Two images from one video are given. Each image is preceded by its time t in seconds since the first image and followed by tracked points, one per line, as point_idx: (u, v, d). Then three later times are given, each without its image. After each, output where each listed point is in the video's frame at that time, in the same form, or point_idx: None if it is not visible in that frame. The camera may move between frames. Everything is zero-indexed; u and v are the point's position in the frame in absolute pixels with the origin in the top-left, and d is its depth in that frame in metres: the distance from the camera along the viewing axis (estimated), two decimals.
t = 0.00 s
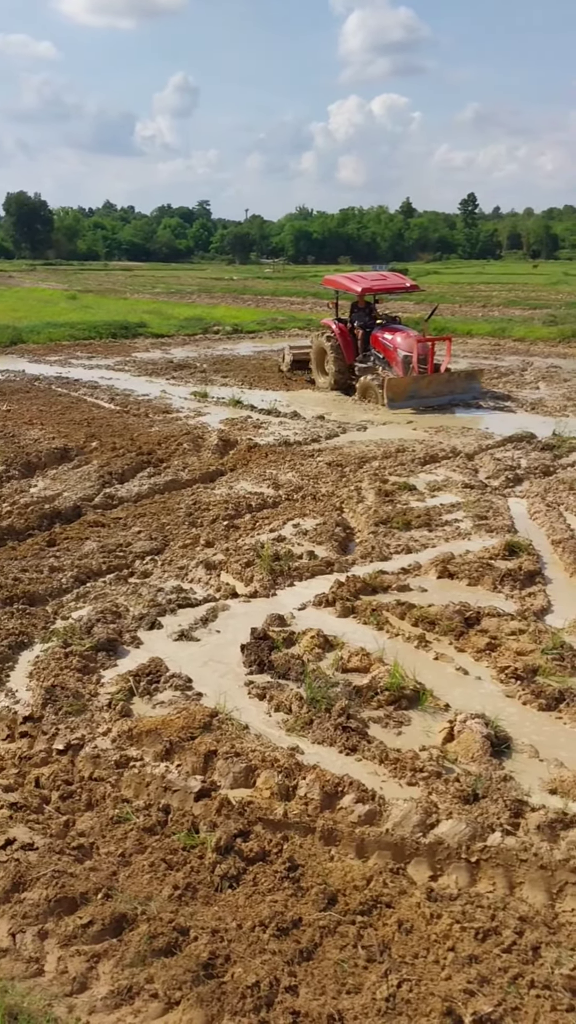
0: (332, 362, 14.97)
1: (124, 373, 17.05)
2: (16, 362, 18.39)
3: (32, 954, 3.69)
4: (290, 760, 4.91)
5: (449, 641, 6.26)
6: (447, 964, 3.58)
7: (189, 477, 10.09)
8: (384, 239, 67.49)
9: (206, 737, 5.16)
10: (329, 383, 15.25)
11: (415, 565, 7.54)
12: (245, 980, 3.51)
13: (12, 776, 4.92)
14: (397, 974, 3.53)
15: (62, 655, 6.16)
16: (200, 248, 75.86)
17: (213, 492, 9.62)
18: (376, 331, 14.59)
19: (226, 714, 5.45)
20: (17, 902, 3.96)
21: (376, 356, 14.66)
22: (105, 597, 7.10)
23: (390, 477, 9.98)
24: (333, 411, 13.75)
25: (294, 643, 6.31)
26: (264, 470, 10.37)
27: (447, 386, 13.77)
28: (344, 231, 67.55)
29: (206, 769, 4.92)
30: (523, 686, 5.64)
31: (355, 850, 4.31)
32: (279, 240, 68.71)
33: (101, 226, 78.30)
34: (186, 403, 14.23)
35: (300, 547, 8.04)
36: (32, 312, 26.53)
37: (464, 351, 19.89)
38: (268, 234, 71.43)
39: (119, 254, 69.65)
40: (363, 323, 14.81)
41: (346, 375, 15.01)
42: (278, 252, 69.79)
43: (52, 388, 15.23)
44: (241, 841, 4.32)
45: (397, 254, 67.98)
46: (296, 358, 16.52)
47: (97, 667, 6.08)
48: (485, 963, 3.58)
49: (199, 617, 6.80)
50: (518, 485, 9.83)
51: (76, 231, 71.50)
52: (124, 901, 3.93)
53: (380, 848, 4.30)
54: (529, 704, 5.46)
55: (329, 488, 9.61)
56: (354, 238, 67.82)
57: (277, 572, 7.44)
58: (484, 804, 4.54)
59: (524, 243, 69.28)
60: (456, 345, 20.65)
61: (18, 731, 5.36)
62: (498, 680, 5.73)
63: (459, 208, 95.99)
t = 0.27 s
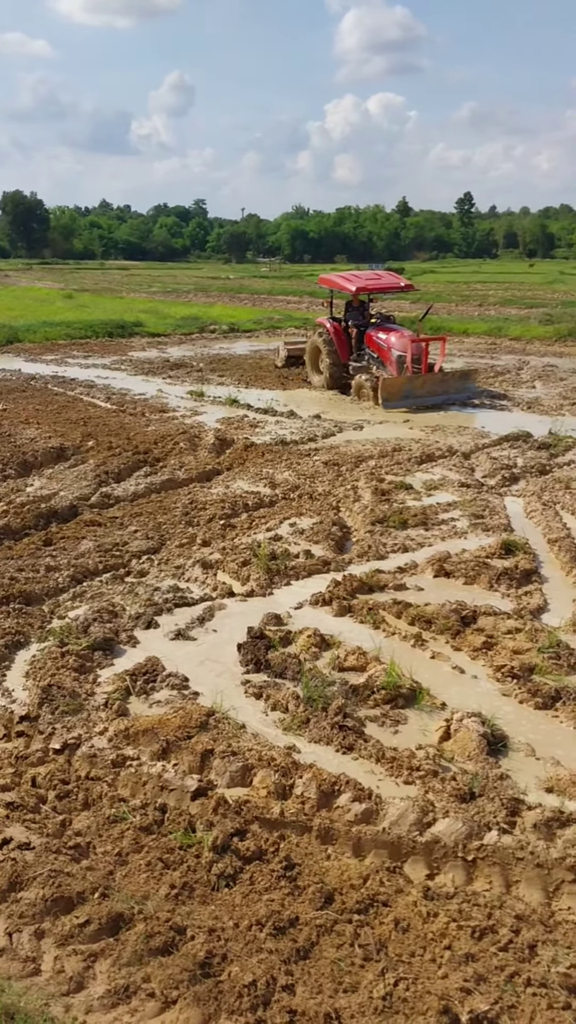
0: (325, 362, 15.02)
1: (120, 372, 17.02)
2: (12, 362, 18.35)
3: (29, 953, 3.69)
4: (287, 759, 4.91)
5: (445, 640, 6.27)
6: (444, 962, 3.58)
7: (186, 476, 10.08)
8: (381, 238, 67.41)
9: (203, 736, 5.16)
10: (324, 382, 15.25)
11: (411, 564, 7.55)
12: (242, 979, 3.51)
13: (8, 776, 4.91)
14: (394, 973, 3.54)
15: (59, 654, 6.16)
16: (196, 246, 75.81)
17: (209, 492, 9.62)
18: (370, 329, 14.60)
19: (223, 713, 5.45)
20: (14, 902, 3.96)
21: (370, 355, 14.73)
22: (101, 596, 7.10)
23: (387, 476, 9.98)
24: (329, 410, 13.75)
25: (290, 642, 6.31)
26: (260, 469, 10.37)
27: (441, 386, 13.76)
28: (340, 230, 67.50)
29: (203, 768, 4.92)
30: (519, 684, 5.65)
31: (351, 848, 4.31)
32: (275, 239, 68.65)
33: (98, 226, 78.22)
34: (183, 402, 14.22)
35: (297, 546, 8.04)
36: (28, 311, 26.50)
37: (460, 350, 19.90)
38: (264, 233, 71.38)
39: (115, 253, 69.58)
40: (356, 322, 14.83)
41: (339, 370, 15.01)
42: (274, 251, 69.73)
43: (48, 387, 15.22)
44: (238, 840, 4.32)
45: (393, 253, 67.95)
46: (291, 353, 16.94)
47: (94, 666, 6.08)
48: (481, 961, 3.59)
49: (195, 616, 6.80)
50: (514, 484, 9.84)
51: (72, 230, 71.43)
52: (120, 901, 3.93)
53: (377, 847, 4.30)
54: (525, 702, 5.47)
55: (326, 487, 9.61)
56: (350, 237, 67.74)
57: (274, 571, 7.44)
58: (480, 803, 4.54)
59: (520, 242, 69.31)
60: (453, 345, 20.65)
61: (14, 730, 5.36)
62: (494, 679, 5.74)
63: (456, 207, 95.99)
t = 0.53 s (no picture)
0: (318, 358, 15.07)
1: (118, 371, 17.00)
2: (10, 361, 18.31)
3: (27, 951, 3.69)
4: (285, 758, 4.91)
5: (443, 639, 6.27)
6: (442, 960, 3.58)
7: (184, 475, 10.08)
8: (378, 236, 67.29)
9: (201, 734, 5.17)
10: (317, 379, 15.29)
11: (410, 563, 7.55)
12: (239, 977, 3.51)
13: (6, 774, 4.92)
14: (392, 971, 3.54)
15: (57, 653, 6.16)
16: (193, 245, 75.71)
17: (207, 490, 9.62)
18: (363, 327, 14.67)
19: (221, 712, 5.45)
20: (12, 901, 3.96)
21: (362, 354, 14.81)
22: (99, 595, 7.10)
23: (384, 475, 9.99)
24: (327, 409, 13.72)
25: (288, 640, 6.31)
26: (258, 468, 10.38)
27: (431, 385, 13.75)
28: (337, 229, 67.43)
29: (201, 766, 4.92)
30: (517, 682, 5.66)
31: (349, 847, 4.32)
32: (273, 238, 68.58)
33: (95, 224, 78.15)
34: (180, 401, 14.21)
35: (294, 545, 8.04)
36: (26, 309, 26.51)
37: (458, 348, 19.89)
38: (262, 231, 71.31)
39: (113, 251, 69.55)
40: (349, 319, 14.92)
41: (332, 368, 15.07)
42: (272, 250, 69.68)
43: (46, 386, 15.21)
44: (236, 839, 4.33)
45: (391, 252, 67.89)
46: (284, 347, 17.49)
47: (92, 664, 6.08)
48: (479, 959, 3.59)
49: (194, 615, 6.80)
50: (512, 482, 9.84)
51: (70, 228, 71.32)
52: (118, 900, 3.93)
53: (375, 845, 4.30)
54: (523, 701, 5.47)
55: (323, 486, 9.61)
56: (347, 236, 67.62)
57: (272, 570, 7.44)
58: (479, 801, 4.55)
59: (517, 241, 69.28)
60: (449, 343, 20.65)
61: (12, 729, 5.36)
62: (492, 677, 5.74)
63: (454, 205, 95.95)
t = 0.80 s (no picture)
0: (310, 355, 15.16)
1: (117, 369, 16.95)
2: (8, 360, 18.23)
3: (26, 950, 3.69)
4: (284, 756, 4.91)
5: (442, 637, 6.27)
6: (441, 958, 3.59)
7: (182, 473, 10.07)
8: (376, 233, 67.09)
9: (200, 732, 5.17)
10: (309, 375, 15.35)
11: (408, 560, 7.55)
12: (238, 975, 3.51)
13: (5, 772, 4.92)
14: (391, 968, 3.54)
15: (56, 651, 6.15)
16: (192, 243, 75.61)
17: (206, 488, 9.61)
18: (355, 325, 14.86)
19: (220, 709, 5.45)
20: (11, 899, 3.96)
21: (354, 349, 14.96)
22: (98, 593, 7.09)
23: (383, 473, 9.99)
24: (326, 407, 13.69)
25: (287, 638, 6.31)
26: (257, 466, 10.37)
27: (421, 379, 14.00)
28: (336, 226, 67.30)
29: (200, 764, 4.92)
30: (516, 680, 5.66)
31: (349, 845, 4.32)
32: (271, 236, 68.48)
33: (93, 221, 78.08)
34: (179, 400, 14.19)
35: (293, 543, 8.04)
36: (25, 308, 26.56)
37: (457, 346, 19.89)
38: (260, 229, 71.23)
39: (111, 249, 69.49)
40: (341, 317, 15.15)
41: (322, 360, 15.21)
42: (270, 247, 69.60)
43: (45, 385, 15.19)
44: (235, 836, 4.33)
45: (389, 250, 67.80)
46: (277, 340, 18.25)
47: (91, 663, 6.08)
48: (478, 957, 3.59)
49: (192, 613, 6.79)
50: (511, 480, 9.85)
51: (68, 226, 71.20)
52: (118, 898, 3.93)
53: (374, 843, 4.30)
54: (522, 699, 5.48)
55: (322, 484, 9.60)
56: (345, 233, 67.41)
57: (271, 568, 7.44)
58: (477, 799, 4.55)
59: (516, 239, 69.32)
60: (447, 340, 20.65)
61: (11, 727, 5.35)
62: (491, 675, 5.74)
63: (452, 203, 95.84)
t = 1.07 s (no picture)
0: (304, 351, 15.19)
1: (114, 368, 16.92)
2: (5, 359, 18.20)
3: (24, 949, 3.70)
4: (282, 754, 4.91)
5: (440, 635, 6.27)
6: (439, 955, 3.59)
7: (180, 473, 10.06)
8: (374, 232, 67.12)
9: (198, 731, 5.17)
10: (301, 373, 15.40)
11: (406, 559, 7.55)
12: (237, 974, 3.51)
13: (3, 771, 4.91)
14: (390, 966, 3.54)
15: (53, 651, 6.15)
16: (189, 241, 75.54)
17: (204, 487, 9.60)
18: (348, 320, 14.92)
19: (218, 708, 5.45)
20: (9, 898, 3.97)
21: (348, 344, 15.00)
22: (95, 592, 7.08)
23: (381, 471, 9.99)
24: (325, 406, 13.67)
25: (285, 636, 6.32)
26: (255, 465, 10.37)
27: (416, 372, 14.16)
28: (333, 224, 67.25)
29: (198, 762, 4.92)
30: (514, 678, 5.67)
31: (347, 843, 4.32)
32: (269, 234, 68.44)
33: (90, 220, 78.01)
34: (177, 398, 14.16)
35: (291, 542, 8.04)
36: (23, 307, 26.54)
37: (455, 344, 19.90)
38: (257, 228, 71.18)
39: (109, 248, 69.45)
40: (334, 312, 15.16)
41: (316, 357, 15.22)
42: (268, 246, 69.56)
43: (42, 383, 15.16)
44: (233, 835, 4.33)
45: (387, 248, 67.78)
46: (269, 335, 18.47)
47: (89, 662, 6.08)
48: (476, 954, 3.60)
49: (190, 612, 6.79)
50: (508, 478, 9.87)
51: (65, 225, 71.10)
52: (116, 897, 3.93)
53: (372, 841, 4.31)
54: (520, 697, 5.48)
55: (320, 483, 9.60)
56: (344, 232, 67.23)
57: (269, 566, 7.43)
58: (475, 797, 4.55)
59: (513, 238, 69.34)
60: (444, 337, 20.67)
61: (9, 726, 5.35)
62: (489, 672, 5.75)
63: (450, 201, 95.79)
